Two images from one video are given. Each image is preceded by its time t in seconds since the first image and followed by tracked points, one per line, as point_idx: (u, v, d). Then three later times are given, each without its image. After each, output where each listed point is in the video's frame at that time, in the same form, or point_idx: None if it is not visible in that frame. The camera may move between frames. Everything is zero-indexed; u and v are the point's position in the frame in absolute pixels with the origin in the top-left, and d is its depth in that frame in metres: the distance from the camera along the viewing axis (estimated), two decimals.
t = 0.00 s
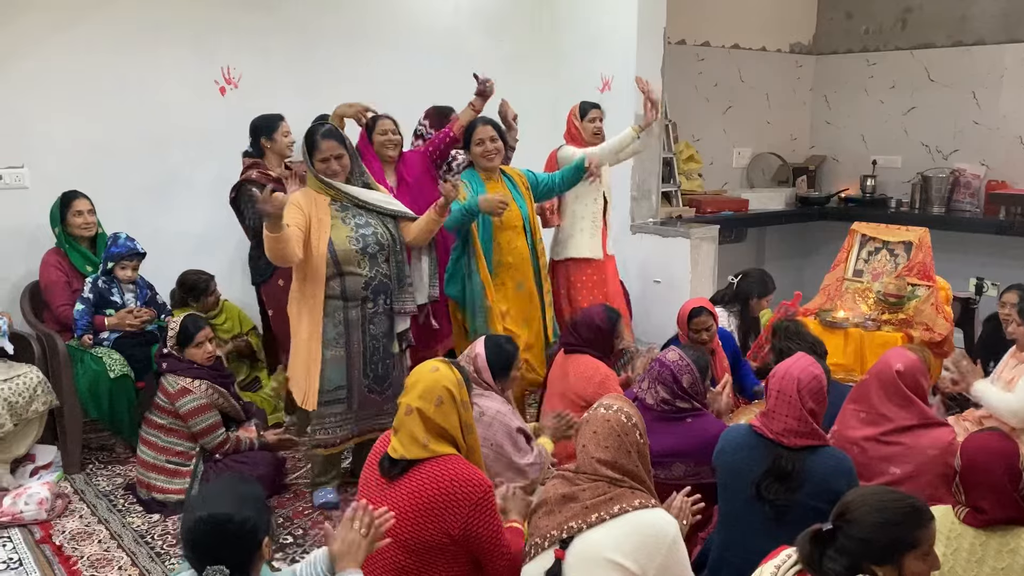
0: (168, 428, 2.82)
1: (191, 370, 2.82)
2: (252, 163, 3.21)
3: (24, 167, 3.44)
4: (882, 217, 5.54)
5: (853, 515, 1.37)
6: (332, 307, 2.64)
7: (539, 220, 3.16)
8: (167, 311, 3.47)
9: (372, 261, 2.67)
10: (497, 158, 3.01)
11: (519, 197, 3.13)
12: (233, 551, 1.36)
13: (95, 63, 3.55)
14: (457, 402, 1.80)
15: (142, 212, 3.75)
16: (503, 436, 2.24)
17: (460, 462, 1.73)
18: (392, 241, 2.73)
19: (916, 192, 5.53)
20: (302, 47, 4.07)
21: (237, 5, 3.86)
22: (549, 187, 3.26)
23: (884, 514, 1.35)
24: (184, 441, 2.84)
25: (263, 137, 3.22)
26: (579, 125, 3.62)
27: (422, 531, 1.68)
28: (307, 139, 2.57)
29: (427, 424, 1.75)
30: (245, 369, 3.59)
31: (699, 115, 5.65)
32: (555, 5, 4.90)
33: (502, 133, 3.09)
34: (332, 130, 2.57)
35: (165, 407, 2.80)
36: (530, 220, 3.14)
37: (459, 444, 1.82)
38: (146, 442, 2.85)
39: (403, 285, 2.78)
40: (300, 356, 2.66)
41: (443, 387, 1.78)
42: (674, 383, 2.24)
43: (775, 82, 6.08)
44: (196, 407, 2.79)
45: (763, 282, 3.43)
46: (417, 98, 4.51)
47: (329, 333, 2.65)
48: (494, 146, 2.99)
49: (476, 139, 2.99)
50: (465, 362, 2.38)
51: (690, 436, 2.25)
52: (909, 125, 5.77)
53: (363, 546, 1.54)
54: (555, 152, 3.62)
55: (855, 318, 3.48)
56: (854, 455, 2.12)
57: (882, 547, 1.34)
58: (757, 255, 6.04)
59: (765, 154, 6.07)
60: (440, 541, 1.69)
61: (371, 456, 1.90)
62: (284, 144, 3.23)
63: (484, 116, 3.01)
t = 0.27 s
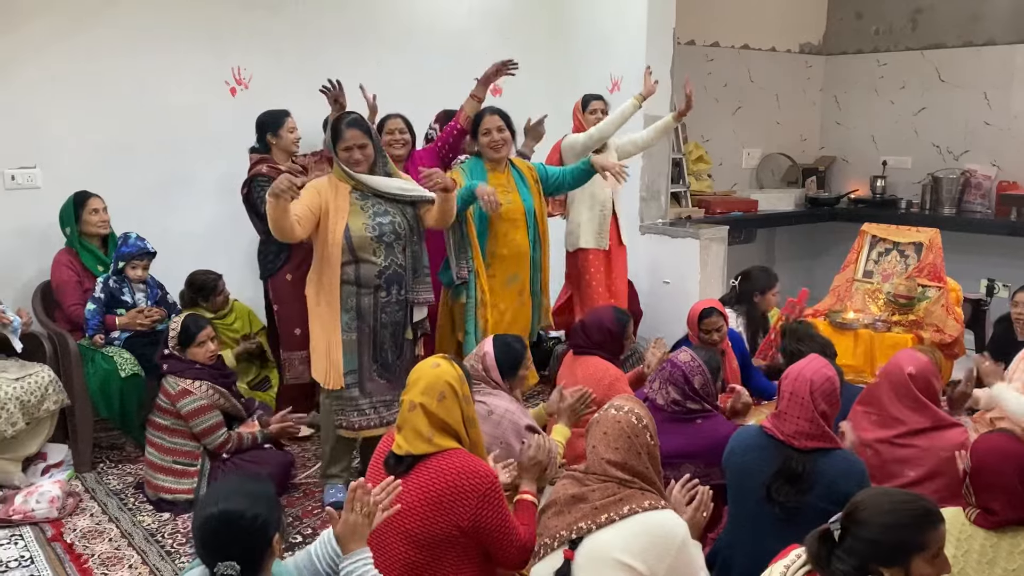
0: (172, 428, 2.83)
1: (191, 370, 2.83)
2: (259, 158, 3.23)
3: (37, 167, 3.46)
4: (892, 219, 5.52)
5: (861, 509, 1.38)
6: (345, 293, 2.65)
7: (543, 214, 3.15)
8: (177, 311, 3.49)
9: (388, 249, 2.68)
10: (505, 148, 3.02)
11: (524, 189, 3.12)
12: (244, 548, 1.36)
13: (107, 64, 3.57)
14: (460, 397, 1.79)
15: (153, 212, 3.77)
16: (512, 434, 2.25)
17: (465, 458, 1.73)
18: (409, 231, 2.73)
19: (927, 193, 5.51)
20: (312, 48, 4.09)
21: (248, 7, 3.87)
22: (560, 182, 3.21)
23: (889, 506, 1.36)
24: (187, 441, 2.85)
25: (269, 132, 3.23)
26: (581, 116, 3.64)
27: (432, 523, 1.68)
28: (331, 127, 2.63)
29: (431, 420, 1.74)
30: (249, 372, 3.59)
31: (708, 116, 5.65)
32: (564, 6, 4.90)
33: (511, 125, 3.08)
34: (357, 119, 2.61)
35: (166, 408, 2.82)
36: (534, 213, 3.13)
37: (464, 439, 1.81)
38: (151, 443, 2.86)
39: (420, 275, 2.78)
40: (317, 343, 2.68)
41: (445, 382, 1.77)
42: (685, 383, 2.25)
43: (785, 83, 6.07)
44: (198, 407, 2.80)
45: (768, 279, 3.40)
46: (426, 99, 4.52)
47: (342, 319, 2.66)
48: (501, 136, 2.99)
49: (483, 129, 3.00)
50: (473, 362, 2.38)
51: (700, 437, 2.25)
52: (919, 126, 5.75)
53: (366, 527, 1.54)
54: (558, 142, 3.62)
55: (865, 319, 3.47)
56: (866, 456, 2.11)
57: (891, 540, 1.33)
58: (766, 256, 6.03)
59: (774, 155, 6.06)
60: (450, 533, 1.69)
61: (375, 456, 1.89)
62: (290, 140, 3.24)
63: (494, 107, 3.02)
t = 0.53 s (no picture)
0: (185, 428, 2.84)
1: (206, 370, 2.84)
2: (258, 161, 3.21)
3: (50, 168, 3.48)
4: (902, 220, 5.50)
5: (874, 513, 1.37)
6: (340, 300, 2.72)
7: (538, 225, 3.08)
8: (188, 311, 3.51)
9: (387, 263, 2.71)
10: (503, 156, 3.00)
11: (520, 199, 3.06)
12: (259, 543, 1.37)
13: (119, 66, 3.59)
14: (463, 395, 1.82)
15: (164, 213, 3.79)
16: (520, 433, 2.24)
17: (470, 453, 1.74)
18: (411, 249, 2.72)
19: (938, 194, 5.49)
20: (322, 49, 4.10)
21: (259, 9, 3.89)
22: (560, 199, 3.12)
23: (905, 511, 1.36)
24: (203, 440, 2.85)
25: (270, 135, 3.23)
26: (585, 128, 3.63)
27: (439, 519, 1.69)
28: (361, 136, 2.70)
29: (436, 417, 1.76)
30: (259, 372, 3.60)
31: (717, 116, 5.64)
32: (574, 6, 4.90)
33: (514, 134, 3.06)
34: (385, 133, 2.64)
35: (181, 408, 2.83)
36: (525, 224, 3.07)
37: (467, 436, 1.84)
38: (163, 443, 2.87)
39: (423, 294, 2.76)
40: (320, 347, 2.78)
41: (448, 380, 1.81)
42: (694, 385, 2.25)
43: (795, 84, 6.06)
44: (215, 406, 2.81)
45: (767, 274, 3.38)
46: (435, 100, 4.53)
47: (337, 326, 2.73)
48: (495, 144, 2.96)
49: (484, 135, 2.99)
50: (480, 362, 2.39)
51: (708, 439, 2.24)
52: (930, 127, 5.73)
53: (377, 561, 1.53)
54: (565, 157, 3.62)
55: (875, 321, 3.47)
56: (875, 459, 2.10)
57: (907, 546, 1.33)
58: (776, 257, 6.02)
59: (784, 156, 6.05)
60: (457, 530, 1.70)
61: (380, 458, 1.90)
62: (292, 143, 3.25)
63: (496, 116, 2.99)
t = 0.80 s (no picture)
0: (200, 427, 2.86)
1: (223, 371, 2.86)
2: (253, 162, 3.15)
3: (62, 168, 3.50)
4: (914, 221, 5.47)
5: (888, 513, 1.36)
6: (339, 286, 2.74)
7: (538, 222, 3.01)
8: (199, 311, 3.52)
9: (387, 251, 2.71)
10: (506, 153, 2.98)
11: (521, 196, 3.01)
12: (270, 540, 1.37)
13: (131, 67, 3.60)
14: (479, 397, 1.81)
15: (174, 213, 3.80)
16: (528, 435, 2.24)
17: (484, 457, 1.73)
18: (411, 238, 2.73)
19: (950, 195, 5.46)
20: (333, 49, 4.11)
21: (269, 9, 3.89)
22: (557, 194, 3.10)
23: (919, 509, 1.35)
24: (215, 441, 2.88)
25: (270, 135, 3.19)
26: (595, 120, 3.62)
27: (452, 522, 1.69)
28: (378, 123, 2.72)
29: (450, 420, 1.75)
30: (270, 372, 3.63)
31: (728, 117, 5.62)
32: (584, 6, 4.89)
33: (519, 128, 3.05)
34: (398, 121, 2.67)
35: (196, 407, 2.84)
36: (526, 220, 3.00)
37: (482, 439, 1.83)
38: (176, 440, 2.88)
39: (421, 285, 2.75)
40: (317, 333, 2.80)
41: (465, 382, 1.80)
42: (707, 388, 2.24)
43: (806, 84, 6.04)
44: (229, 408, 2.83)
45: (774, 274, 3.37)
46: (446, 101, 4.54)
47: (333, 311, 2.74)
48: (496, 139, 2.95)
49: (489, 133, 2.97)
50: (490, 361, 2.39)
51: (719, 441, 2.24)
52: (942, 127, 5.70)
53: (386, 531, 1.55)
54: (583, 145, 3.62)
55: (887, 322, 3.46)
56: (888, 462, 2.09)
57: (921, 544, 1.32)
58: (787, 258, 6.00)
59: (795, 156, 6.03)
60: (470, 533, 1.70)
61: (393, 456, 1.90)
62: (291, 144, 3.22)
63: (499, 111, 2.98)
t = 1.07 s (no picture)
0: (217, 425, 2.85)
1: (244, 370, 2.85)
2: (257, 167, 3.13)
3: (74, 168, 3.52)
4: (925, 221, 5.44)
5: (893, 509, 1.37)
6: (338, 292, 2.75)
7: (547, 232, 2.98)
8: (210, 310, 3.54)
9: (384, 255, 2.72)
10: (512, 162, 2.95)
11: (531, 204, 2.99)
12: (275, 538, 1.38)
13: (143, 67, 3.62)
14: (496, 402, 1.82)
15: (185, 213, 3.82)
16: (535, 435, 2.24)
17: (496, 464, 1.73)
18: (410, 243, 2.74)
19: (962, 195, 5.43)
20: (343, 49, 4.12)
21: (280, 10, 3.91)
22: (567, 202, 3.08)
23: (924, 507, 1.36)
24: (230, 439, 2.87)
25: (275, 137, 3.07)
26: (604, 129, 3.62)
27: (462, 529, 1.69)
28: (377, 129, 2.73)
29: (466, 424, 1.76)
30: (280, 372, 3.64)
31: (738, 116, 5.61)
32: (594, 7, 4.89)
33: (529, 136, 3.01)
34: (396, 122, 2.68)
35: (214, 404, 2.83)
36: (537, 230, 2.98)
37: (497, 444, 1.83)
38: (191, 437, 2.88)
39: (420, 290, 2.77)
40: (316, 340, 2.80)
41: (482, 387, 1.80)
42: (717, 389, 2.24)
43: (817, 84, 6.02)
44: (249, 407, 2.83)
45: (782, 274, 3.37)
46: (456, 100, 4.54)
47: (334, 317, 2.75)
48: (503, 149, 2.92)
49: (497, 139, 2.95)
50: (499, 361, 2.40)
51: (729, 441, 2.23)
52: (954, 127, 5.67)
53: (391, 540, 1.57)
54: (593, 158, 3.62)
55: (898, 323, 3.45)
56: (899, 463, 2.08)
57: (924, 539, 1.33)
58: (798, 258, 5.99)
59: (806, 156, 6.01)
60: (479, 540, 1.70)
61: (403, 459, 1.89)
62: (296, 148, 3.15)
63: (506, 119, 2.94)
